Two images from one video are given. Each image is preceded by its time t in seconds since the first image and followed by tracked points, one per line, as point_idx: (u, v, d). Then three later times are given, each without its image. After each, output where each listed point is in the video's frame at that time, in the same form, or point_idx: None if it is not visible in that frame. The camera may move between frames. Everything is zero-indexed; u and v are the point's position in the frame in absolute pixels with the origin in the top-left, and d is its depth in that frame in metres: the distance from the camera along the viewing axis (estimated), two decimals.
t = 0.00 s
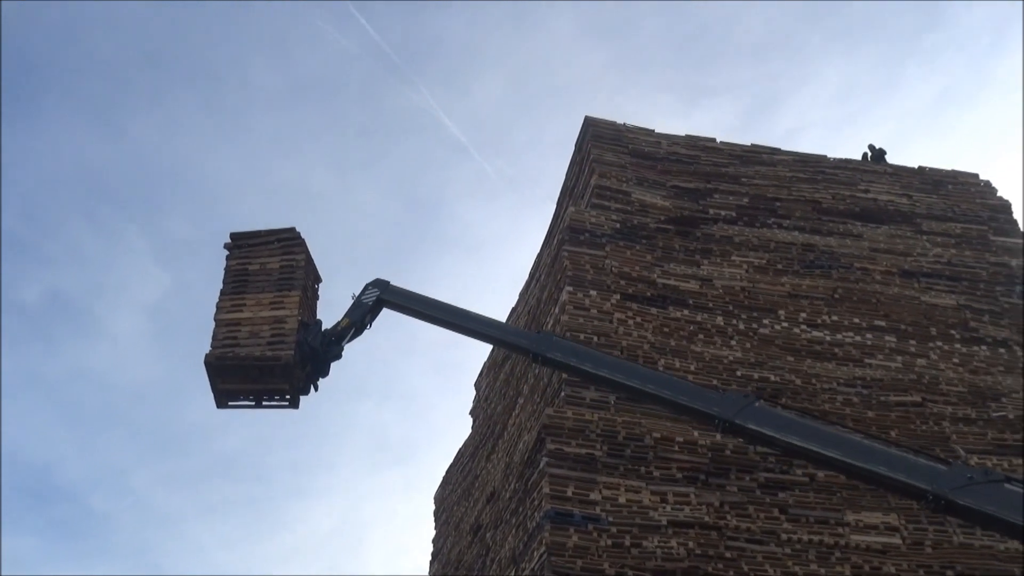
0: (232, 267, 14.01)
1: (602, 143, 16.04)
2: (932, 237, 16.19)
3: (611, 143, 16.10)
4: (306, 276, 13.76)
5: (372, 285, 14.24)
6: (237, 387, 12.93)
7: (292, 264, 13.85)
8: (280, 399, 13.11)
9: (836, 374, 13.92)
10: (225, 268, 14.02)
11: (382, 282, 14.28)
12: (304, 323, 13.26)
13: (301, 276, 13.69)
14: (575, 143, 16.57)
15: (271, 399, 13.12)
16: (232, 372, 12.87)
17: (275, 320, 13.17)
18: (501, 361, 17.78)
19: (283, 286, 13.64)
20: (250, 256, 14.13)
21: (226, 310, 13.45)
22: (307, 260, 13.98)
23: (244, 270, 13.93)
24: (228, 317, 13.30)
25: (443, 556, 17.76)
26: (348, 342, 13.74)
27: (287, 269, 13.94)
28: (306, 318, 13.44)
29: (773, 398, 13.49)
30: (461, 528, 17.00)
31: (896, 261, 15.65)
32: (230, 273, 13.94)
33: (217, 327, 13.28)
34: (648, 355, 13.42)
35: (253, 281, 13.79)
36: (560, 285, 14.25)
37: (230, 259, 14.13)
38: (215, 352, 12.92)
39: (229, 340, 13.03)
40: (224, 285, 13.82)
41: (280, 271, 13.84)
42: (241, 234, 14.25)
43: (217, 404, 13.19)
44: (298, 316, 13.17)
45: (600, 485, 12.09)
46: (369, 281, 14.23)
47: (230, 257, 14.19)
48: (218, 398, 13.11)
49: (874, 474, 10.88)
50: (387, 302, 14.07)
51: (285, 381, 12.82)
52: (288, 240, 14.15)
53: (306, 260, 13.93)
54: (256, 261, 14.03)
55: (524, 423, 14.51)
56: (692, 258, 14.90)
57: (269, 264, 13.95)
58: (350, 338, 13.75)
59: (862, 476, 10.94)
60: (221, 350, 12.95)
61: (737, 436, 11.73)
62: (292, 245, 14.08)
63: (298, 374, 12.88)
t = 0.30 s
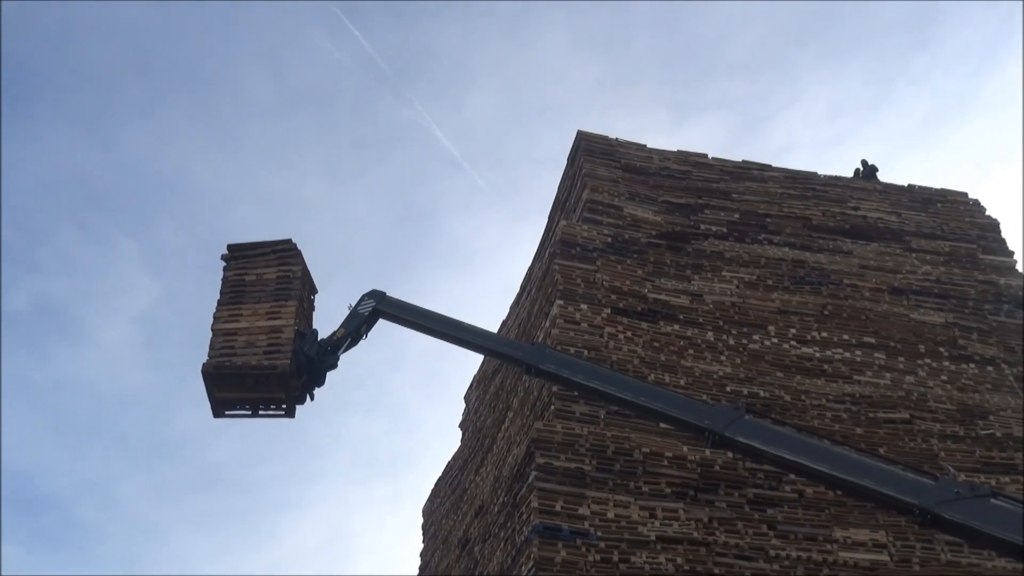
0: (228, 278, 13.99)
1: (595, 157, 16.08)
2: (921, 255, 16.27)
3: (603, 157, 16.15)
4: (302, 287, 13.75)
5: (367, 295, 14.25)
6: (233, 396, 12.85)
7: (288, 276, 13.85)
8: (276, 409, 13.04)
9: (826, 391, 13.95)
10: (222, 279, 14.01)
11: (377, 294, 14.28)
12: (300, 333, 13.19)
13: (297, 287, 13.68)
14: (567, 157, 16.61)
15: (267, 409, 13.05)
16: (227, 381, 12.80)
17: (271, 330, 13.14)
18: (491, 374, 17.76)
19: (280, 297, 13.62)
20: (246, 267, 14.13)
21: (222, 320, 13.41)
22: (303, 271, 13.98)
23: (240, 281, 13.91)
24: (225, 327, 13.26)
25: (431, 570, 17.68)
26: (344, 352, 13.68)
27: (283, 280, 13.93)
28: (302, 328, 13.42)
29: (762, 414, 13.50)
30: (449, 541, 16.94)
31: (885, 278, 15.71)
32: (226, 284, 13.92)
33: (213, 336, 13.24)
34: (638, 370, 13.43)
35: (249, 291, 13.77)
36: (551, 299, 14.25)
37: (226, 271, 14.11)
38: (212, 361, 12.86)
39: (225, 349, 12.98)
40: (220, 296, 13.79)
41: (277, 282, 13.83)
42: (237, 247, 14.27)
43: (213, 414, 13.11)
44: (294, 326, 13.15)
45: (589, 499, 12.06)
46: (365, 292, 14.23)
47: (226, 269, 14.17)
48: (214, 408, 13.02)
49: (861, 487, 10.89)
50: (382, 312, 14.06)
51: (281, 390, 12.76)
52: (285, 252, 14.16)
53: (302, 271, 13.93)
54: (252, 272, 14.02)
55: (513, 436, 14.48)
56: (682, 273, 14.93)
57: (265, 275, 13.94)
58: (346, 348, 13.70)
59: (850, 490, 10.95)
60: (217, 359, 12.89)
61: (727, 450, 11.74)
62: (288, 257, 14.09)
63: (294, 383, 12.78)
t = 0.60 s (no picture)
0: (227, 289, 13.96)
1: (587, 170, 16.10)
2: (912, 269, 16.32)
3: (595, 170, 16.17)
4: (300, 297, 13.71)
5: (366, 306, 14.23)
6: (232, 405, 12.79)
7: (286, 286, 13.81)
8: (275, 418, 12.98)
9: (816, 404, 13.95)
10: (221, 289, 13.97)
11: (375, 304, 14.26)
12: (298, 343, 13.20)
13: (295, 298, 13.64)
14: (560, 169, 16.63)
15: (266, 418, 12.98)
16: (226, 391, 12.74)
17: (269, 340, 13.09)
18: (482, 386, 17.73)
19: (278, 307, 13.58)
20: (245, 278, 14.09)
21: (221, 330, 13.36)
22: (301, 282, 13.95)
23: (239, 292, 13.88)
24: (223, 337, 13.21)
25: None
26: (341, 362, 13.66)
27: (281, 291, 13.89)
28: (300, 338, 13.37)
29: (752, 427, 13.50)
30: (438, 553, 16.86)
31: (875, 292, 15.75)
32: (225, 294, 13.88)
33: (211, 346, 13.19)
34: (629, 382, 13.41)
35: (248, 302, 13.73)
36: (543, 311, 14.24)
37: (224, 281, 14.08)
38: (211, 371, 12.80)
39: (224, 358, 12.93)
40: (219, 307, 13.75)
41: (275, 292, 13.79)
42: (236, 257, 14.24)
43: (212, 424, 13.04)
44: (292, 336, 13.12)
45: (579, 512, 12.02)
46: (363, 303, 14.21)
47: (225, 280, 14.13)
48: (213, 417, 12.96)
49: (851, 498, 10.88)
50: (380, 323, 14.03)
51: (280, 399, 12.70)
52: (283, 263, 14.13)
53: (300, 282, 13.90)
54: (250, 283, 13.99)
55: (503, 449, 14.44)
56: (674, 286, 14.94)
57: (263, 285, 13.91)
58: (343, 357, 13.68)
59: (839, 500, 10.94)
60: (217, 368, 12.84)
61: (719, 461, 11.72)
62: (286, 268, 14.06)
63: (292, 393, 12.77)
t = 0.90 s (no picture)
0: (227, 298, 13.94)
1: (578, 183, 16.14)
2: (899, 284, 16.41)
3: (586, 183, 16.21)
4: (299, 307, 13.69)
5: (363, 315, 14.22)
6: (232, 413, 12.78)
7: (286, 296, 13.79)
8: (274, 426, 12.96)
9: (804, 419, 13.99)
10: (221, 298, 13.95)
11: (373, 314, 14.26)
12: (297, 351, 13.19)
13: (295, 307, 13.62)
14: (551, 182, 16.67)
15: (264, 426, 12.96)
16: (226, 398, 12.71)
17: (269, 348, 13.06)
18: (471, 398, 17.72)
19: (278, 316, 13.55)
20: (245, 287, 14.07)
21: (221, 338, 13.34)
22: (301, 292, 13.93)
23: (239, 301, 13.86)
24: (223, 346, 13.19)
25: None
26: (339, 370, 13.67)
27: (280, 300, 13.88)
28: (299, 347, 13.35)
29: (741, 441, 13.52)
30: (426, 566, 16.80)
31: (863, 307, 15.83)
32: (225, 303, 13.86)
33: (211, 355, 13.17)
34: (618, 395, 13.42)
35: (248, 311, 13.71)
36: (532, 323, 14.25)
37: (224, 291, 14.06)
38: (211, 378, 12.78)
39: (224, 367, 12.91)
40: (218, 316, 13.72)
41: (275, 302, 13.77)
42: (236, 267, 14.22)
43: (211, 431, 13.02)
44: (292, 344, 13.10)
45: (567, 525, 12.01)
46: (361, 312, 14.20)
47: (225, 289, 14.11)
48: (213, 424, 12.95)
49: (838, 509, 10.90)
50: (377, 332, 14.02)
51: (279, 407, 12.72)
52: (283, 274, 14.11)
53: (300, 292, 13.88)
54: (250, 292, 13.97)
55: (492, 461, 14.43)
56: (663, 299, 14.98)
57: (263, 295, 13.89)
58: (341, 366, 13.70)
59: (826, 511, 10.96)
60: (217, 376, 12.81)
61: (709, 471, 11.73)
62: (286, 278, 14.05)
63: (291, 401, 12.78)
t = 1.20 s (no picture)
0: (226, 306, 13.92)
1: (570, 192, 16.18)
2: (889, 293, 16.48)
3: (578, 191, 16.24)
4: (297, 314, 13.67)
5: (362, 323, 14.19)
6: (232, 419, 12.78)
7: (284, 303, 13.77)
8: (273, 432, 12.93)
9: (794, 427, 14.02)
10: (221, 307, 13.94)
11: (371, 321, 14.23)
12: (295, 358, 13.17)
13: (293, 315, 13.59)
14: (542, 191, 16.71)
15: (264, 432, 12.95)
16: (225, 404, 12.71)
17: (268, 355, 13.04)
18: (462, 405, 17.71)
19: (276, 323, 13.53)
20: (244, 295, 14.05)
21: (220, 346, 13.32)
22: (299, 299, 13.90)
23: (238, 309, 13.84)
24: (223, 353, 13.17)
25: None
26: (337, 377, 13.61)
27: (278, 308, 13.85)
28: (298, 353, 13.32)
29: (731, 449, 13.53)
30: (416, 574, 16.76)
31: (853, 316, 15.88)
32: (224, 311, 13.84)
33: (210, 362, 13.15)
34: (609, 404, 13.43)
35: (247, 318, 13.68)
36: (523, 331, 14.26)
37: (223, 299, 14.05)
38: (210, 385, 12.78)
39: (223, 373, 12.89)
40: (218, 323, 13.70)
41: (273, 309, 13.75)
42: (235, 275, 14.21)
43: (212, 437, 13.02)
44: (290, 351, 13.06)
45: (557, 533, 11.99)
46: (359, 319, 14.17)
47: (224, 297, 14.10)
48: (213, 430, 12.94)
49: (828, 516, 10.92)
50: (375, 340, 13.98)
51: (277, 412, 12.67)
52: (282, 281, 14.09)
53: (298, 299, 13.85)
54: (249, 300, 13.95)
55: (482, 469, 14.42)
56: (654, 307, 15.01)
57: (262, 302, 13.87)
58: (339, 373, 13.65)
59: (816, 518, 10.98)
60: (216, 383, 12.80)
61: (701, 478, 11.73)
62: (285, 286, 14.02)
63: (290, 407, 12.71)
